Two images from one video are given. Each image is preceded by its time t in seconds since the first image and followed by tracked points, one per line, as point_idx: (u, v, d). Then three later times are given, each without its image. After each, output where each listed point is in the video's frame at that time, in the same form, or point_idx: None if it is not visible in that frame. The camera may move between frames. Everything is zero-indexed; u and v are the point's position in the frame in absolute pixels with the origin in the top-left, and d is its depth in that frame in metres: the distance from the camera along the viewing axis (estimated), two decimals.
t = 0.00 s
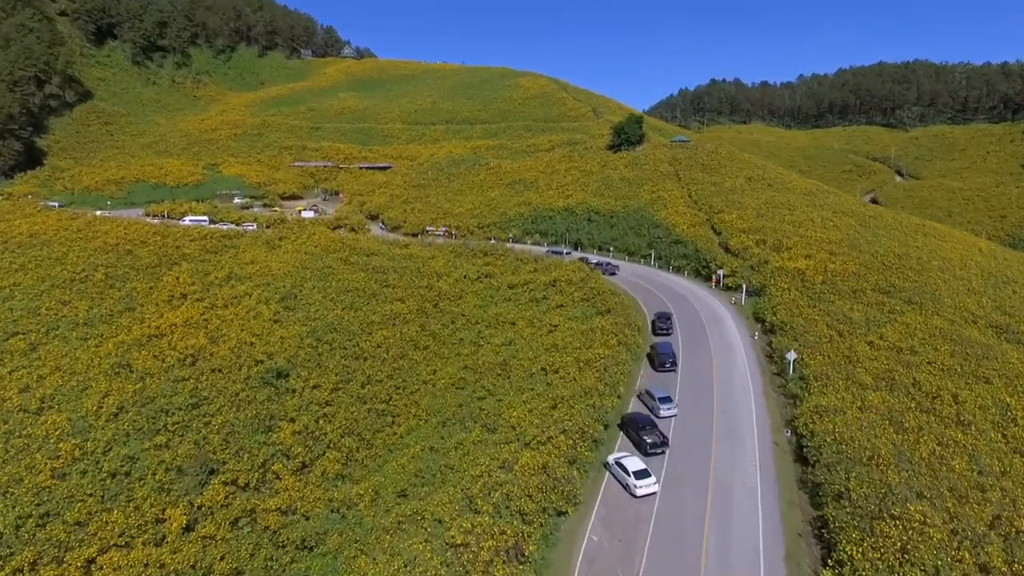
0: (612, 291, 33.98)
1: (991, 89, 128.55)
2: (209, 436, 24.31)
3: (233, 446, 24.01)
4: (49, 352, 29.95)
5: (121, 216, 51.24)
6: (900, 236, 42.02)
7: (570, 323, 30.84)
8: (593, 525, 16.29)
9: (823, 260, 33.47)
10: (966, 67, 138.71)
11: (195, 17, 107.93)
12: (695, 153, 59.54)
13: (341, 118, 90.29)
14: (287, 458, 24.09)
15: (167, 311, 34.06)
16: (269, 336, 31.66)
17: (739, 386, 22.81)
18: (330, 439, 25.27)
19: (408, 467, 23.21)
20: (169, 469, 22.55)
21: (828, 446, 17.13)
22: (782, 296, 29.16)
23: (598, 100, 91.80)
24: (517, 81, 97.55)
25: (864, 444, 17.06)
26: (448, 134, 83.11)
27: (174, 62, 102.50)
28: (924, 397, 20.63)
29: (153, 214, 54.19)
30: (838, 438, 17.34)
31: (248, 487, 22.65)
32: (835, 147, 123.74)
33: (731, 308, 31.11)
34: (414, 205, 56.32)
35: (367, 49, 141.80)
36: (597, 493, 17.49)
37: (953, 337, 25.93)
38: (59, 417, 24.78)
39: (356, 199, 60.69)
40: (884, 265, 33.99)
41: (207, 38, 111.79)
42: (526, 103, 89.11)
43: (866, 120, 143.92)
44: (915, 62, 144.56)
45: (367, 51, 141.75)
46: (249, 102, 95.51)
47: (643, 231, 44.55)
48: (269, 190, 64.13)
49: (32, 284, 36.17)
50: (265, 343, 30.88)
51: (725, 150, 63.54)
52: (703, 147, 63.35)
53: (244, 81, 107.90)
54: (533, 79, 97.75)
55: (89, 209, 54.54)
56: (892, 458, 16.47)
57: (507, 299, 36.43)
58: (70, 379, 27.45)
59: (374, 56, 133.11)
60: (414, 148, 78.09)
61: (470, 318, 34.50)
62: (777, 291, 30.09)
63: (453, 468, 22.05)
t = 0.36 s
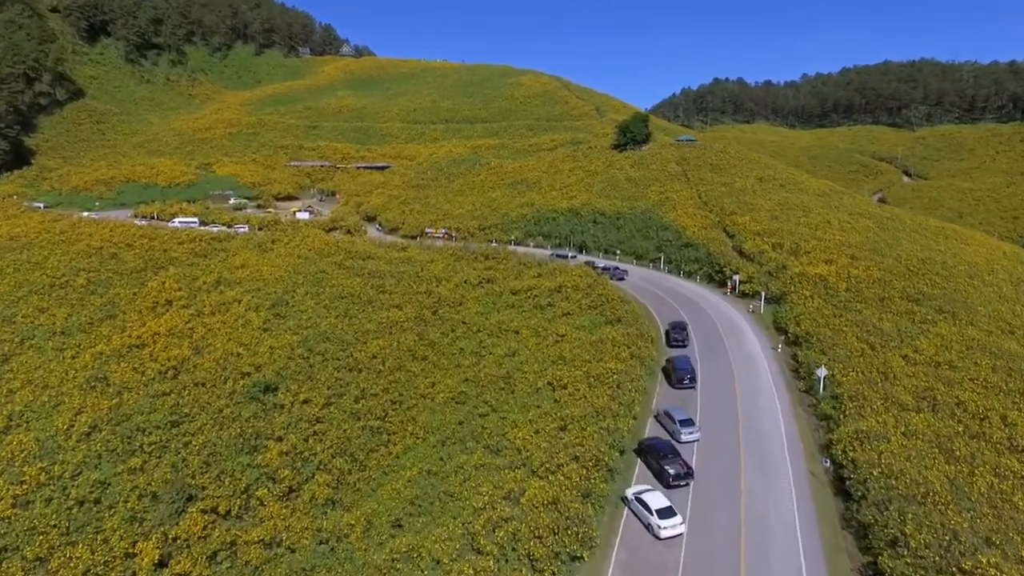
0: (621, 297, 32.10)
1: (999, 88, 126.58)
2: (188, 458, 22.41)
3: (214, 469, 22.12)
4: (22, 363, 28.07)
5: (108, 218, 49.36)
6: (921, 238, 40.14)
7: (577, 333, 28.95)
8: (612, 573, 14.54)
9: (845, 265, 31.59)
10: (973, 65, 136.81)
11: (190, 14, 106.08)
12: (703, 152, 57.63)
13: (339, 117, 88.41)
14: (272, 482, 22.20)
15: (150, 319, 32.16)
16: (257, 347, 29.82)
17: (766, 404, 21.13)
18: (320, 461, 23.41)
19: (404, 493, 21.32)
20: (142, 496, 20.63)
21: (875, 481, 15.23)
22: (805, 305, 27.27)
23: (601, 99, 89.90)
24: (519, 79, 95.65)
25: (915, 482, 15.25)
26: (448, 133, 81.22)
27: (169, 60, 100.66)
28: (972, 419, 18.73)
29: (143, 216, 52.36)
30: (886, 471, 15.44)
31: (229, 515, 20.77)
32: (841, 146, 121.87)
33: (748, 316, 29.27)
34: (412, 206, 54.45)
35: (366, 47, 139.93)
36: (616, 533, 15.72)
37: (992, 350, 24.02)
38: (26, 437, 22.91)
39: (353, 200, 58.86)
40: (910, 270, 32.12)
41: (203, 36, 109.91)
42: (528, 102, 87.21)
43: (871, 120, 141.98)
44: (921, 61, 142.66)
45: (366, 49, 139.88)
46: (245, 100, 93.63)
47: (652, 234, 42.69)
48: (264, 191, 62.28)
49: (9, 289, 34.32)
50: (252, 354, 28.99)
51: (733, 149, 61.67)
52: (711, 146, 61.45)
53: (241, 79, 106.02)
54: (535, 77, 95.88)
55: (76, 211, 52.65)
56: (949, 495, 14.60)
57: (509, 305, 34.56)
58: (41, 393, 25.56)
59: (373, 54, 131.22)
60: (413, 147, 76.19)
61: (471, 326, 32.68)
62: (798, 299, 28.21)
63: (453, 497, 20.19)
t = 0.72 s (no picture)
0: (632, 304, 30.28)
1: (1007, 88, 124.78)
2: (164, 484, 20.59)
3: (192, 498, 20.27)
4: None
5: (94, 219, 47.47)
6: (943, 242, 38.31)
7: (586, 344, 27.13)
8: None
9: (869, 271, 29.74)
10: (979, 64, 135.10)
11: (185, 12, 104.26)
12: (711, 152, 55.75)
13: (336, 116, 86.55)
14: (256, 512, 20.34)
15: (131, 328, 30.30)
16: (244, 358, 27.99)
17: (797, 424, 19.38)
18: (308, 486, 21.62)
19: (400, 525, 19.48)
20: (111, 529, 18.79)
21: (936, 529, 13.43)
22: (831, 315, 25.44)
23: (604, 97, 88.05)
24: (520, 77, 93.84)
25: (978, 527, 13.48)
26: (447, 132, 79.36)
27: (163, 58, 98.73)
28: None
29: (131, 217, 50.49)
30: (947, 517, 13.68)
31: (208, 551, 18.97)
32: (847, 146, 120.10)
33: (767, 325, 27.50)
34: (410, 207, 52.62)
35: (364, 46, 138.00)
36: None
37: None
38: None
39: (349, 201, 56.98)
40: (938, 276, 30.27)
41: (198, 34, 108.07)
42: (529, 100, 85.34)
43: (877, 119, 140.17)
44: (927, 60, 140.86)
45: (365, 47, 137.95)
46: (241, 99, 91.76)
47: (660, 237, 40.84)
48: (257, 192, 60.46)
49: None
50: (238, 368, 27.13)
51: (741, 149, 59.81)
52: (719, 145, 59.60)
53: (237, 78, 104.13)
54: (536, 75, 93.99)
55: (62, 213, 50.83)
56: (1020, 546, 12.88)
57: (512, 313, 32.71)
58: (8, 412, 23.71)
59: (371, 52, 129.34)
60: (411, 147, 74.34)
61: (472, 335, 30.85)
62: (822, 308, 26.43)
63: (453, 531, 18.33)
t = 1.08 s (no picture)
0: (644, 312, 28.47)
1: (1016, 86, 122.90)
2: (134, 516, 18.72)
3: (165, 532, 18.41)
4: None
5: (79, 221, 45.54)
6: (968, 245, 36.44)
7: (596, 356, 25.29)
8: None
9: (898, 277, 27.88)
10: (987, 63, 133.18)
11: (180, 9, 102.34)
12: (720, 151, 53.83)
13: (334, 114, 84.60)
14: (236, 547, 18.49)
15: (109, 337, 28.39)
16: (229, 372, 26.11)
17: (837, 455, 17.49)
18: (294, 516, 19.76)
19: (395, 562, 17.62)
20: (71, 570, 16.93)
21: None
22: (862, 326, 23.57)
23: (607, 95, 86.14)
24: (521, 75, 91.92)
25: None
26: (447, 131, 77.41)
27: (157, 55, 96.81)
28: None
29: (118, 219, 48.53)
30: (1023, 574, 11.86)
31: None
32: (853, 146, 118.24)
33: (791, 337, 25.57)
34: (408, 208, 50.73)
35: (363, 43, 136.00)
36: None
37: None
38: None
39: (346, 201, 55.05)
40: (970, 282, 28.41)
41: (194, 31, 106.15)
42: (531, 98, 83.45)
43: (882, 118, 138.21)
44: (934, 58, 138.96)
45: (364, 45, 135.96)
46: (236, 97, 89.85)
47: (671, 240, 38.96)
48: (251, 192, 58.58)
49: None
50: (222, 383, 25.23)
51: (751, 148, 57.91)
52: (727, 144, 57.71)
53: (233, 76, 102.19)
54: (538, 73, 92.08)
55: (47, 213, 48.94)
56: None
57: (516, 321, 30.84)
58: None
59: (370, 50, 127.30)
60: (411, 146, 72.45)
61: (473, 346, 28.95)
62: (851, 320, 24.56)
63: (453, 572, 16.51)
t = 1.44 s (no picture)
0: (657, 321, 26.76)
1: None
2: (100, 551, 16.99)
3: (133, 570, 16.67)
4: None
5: (64, 222, 43.74)
6: (995, 249, 34.63)
7: (608, 370, 23.56)
8: None
9: (928, 284, 26.08)
10: (995, 62, 131.30)
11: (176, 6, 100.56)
12: (729, 150, 52.01)
13: (332, 113, 82.79)
14: None
15: (85, 348, 26.56)
16: (212, 386, 24.31)
17: (885, 494, 15.94)
18: (278, 548, 17.95)
19: None
20: None
21: None
22: (896, 339, 21.81)
23: (611, 93, 84.31)
24: (523, 73, 90.10)
25: None
26: (447, 130, 75.60)
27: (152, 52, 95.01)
28: None
29: (106, 220, 46.74)
30: None
31: None
32: (859, 145, 116.44)
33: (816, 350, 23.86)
34: (407, 209, 48.93)
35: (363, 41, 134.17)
36: None
37: None
38: None
39: (342, 202, 53.29)
40: (1005, 289, 26.59)
41: (190, 28, 104.36)
42: (533, 97, 81.66)
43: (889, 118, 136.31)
44: (940, 57, 137.15)
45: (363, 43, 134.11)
46: (232, 95, 88.06)
47: (681, 243, 37.16)
48: (245, 192, 56.82)
49: None
50: (204, 398, 23.44)
51: (761, 147, 56.07)
52: (736, 143, 55.87)
53: (229, 74, 100.35)
54: (540, 71, 90.25)
55: (31, 214, 47.17)
56: None
57: (520, 330, 29.04)
58: None
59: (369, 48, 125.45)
60: (410, 145, 70.65)
61: (475, 357, 27.18)
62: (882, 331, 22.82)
63: None
